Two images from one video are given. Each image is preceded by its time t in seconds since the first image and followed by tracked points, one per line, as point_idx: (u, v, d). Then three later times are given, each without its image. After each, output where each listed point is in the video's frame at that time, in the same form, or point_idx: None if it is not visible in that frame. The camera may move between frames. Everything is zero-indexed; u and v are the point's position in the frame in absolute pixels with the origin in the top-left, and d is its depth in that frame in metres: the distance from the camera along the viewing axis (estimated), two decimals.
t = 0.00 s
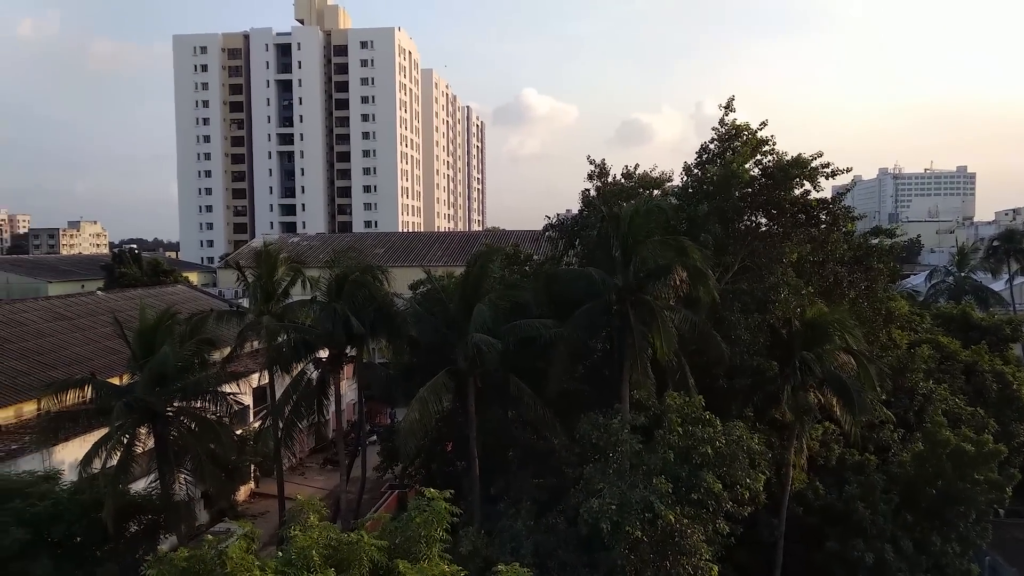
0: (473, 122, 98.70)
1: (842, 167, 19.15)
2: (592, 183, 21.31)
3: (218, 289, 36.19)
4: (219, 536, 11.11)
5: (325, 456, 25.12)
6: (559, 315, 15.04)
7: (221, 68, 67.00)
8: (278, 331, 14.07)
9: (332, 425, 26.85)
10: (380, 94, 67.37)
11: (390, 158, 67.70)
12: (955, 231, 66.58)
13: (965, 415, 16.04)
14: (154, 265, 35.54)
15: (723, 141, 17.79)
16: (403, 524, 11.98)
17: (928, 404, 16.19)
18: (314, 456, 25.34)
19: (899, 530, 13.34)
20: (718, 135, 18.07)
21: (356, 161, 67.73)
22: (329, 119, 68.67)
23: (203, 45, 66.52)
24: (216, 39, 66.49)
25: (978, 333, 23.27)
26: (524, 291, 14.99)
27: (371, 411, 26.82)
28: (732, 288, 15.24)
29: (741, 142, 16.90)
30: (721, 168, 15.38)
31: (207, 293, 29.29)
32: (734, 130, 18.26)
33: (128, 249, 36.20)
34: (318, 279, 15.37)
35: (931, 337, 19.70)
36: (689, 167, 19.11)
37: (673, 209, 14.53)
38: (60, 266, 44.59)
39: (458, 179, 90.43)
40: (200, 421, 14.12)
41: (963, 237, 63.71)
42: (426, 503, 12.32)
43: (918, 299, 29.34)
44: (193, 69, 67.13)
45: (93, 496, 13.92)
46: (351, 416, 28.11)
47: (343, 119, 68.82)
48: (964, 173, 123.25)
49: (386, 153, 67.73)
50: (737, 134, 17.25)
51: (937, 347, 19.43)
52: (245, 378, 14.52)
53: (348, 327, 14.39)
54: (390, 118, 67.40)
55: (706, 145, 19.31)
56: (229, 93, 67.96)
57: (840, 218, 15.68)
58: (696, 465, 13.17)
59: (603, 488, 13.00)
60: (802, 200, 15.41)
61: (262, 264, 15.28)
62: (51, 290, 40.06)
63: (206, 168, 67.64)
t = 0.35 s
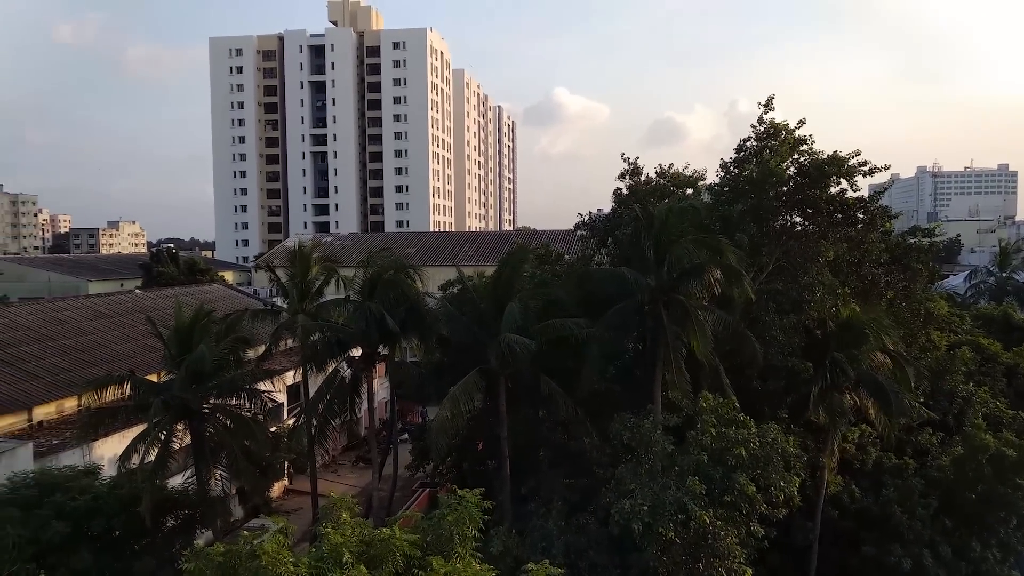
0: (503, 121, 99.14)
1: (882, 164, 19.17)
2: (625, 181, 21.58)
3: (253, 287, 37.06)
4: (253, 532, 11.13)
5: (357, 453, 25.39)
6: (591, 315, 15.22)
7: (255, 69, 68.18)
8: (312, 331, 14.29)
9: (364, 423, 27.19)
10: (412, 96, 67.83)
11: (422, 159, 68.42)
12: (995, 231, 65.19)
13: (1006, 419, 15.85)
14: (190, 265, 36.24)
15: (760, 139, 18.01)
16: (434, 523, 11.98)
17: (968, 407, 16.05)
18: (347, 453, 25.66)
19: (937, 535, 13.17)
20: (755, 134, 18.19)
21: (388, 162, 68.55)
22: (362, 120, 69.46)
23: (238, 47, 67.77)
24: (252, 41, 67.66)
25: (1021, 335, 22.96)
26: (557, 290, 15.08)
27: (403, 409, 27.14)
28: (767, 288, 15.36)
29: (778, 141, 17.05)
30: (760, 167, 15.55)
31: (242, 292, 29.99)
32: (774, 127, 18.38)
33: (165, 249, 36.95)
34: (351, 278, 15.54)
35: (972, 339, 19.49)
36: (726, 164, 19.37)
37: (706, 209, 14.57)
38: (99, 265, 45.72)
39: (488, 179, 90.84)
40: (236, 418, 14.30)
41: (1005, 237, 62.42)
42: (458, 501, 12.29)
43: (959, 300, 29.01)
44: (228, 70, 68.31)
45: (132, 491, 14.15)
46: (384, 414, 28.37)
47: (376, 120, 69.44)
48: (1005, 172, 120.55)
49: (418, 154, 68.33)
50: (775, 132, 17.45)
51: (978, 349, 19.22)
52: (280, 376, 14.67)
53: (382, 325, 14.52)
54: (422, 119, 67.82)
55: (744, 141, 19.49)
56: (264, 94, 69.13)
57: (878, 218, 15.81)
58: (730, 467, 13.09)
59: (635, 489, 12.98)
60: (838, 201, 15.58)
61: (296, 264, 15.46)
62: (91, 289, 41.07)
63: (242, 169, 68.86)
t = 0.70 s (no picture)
0: (535, 127, 99.76)
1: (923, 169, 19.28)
2: (661, 186, 21.95)
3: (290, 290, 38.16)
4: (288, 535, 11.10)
5: (391, 457, 25.68)
6: (624, 321, 15.25)
7: (293, 77, 69.74)
8: (349, 335, 14.48)
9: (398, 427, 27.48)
10: (446, 102, 68.44)
11: (457, 165, 68.87)
12: None
13: None
14: (228, 269, 36.95)
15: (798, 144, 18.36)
16: (469, 527, 11.98)
17: (1014, 416, 15.94)
18: (381, 457, 25.96)
19: (982, 547, 12.93)
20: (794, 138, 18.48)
21: (422, 168, 69.09)
22: (396, 126, 70.14)
23: (276, 55, 69.52)
24: (289, 50, 69.32)
25: None
26: (591, 296, 15.15)
27: (438, 413, 27.48)
28: (804, 292, 15.43)
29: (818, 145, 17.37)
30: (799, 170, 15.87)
31: (279, 296, 30.88)
32: (811, 132, 18.69)
33: (205, 253, 37.73)
34: (387, 284, 15.69)
35: (1018, 347, 19.27)
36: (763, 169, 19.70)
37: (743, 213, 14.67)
38: (140, 269, 46.92)
39: (520, 184, 91.34)
40: (273, 421, 14.48)
41: None
42: (491, 505, 12.22)
43: (1004, 308, 28.76)
44: (266, 79, 70.15)
45: (172, 492, 14.36)
46: (418, 417, 28.59)
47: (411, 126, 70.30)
48: None
49: (452, 160, 68.85)
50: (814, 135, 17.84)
51: None
52: (316, 380, 14.82)
53: (416, 330, 14.66)
54: (456, 125, 68.40)
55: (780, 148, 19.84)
56: (301, 101, 70.70)
57: (918, 222, 16.09)
58: (768, 475, 12.96)
59: (670, 496, 12.90)
60: (876, 205, 15.87)
61: (333, 269, 15.68)
62: (133, 294, 42.08)
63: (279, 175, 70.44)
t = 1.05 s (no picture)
0: (563, 127, 100.16)
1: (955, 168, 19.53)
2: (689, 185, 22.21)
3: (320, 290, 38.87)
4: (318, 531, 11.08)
5: (419, 456, 25.98)
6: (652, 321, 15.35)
7: (323, 79, 70.57)
8: (379, 334, 14.67)
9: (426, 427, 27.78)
10: (475, 103, 68.76)
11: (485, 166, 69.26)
12: None
13: None
14: (260, 269, 37.43)
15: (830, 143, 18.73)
16: (498, 526, 12.01)
17: None
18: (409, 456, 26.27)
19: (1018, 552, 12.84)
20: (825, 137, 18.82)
21: (451, 169, 69.74)
22: (425, 126, 70.82)
23: (307, 57, 70.42)
24: (319, 51, 70.19)
25: None
26: (620, 296, 15.23)
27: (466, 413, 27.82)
28: (836, 292, 15.57)
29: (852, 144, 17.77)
30: (830, 168, 16.20)
31: (309, 296, 31.51)
32: (843, 132, 19.02)
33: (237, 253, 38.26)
34: (416, 284, 15.81)
35: None
36: (793, 169, 20.00)
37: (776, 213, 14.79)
38: (174, 269, 47.71)
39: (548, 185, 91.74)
40: (304, 419, 14.67)
41: None
42: (520, 505, 12.20)
43: None
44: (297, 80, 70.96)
45: (205, 489, 14.56)
46: (446, 417, 28.81)
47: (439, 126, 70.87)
48: None
49: (480, 161, 69.29)
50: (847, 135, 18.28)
51: None
52: (346, 379, 14.99)
53: (445, 329, 14.79)
54: (485, 126, 68.81)
55: (810, 146, 20.13)
56: (331, 102, 71.50)
57: (952, 221, 16.60)
58: (798, 478, 12.88)
59: (699, 498, 12.84)
60: (909, 205, 16.25)
61: (363, 269, 15.84)
62: (167, 293, 42.72)
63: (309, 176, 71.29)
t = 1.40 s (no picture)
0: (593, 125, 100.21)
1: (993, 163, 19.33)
2: (720, 183, 22.12)
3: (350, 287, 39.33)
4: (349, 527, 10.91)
5: (449, 454, 26.08)
6: (684, 319, 15.43)
7: (352, 79, 71.13)
8: (409, 331, 14.72)
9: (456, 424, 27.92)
10: (503, 101, 68.80)
11: (514, 165, 69.22)
12: None
13: None
14: (291, 268, 37.76)
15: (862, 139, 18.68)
16: (527, 525, 11.90)
17: None
18: (438, 453, 26.39)
19: None
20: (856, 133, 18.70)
21: (480, 167, 69.95)
22: (453, 125, 71.11)
23: (337, 57, 71.05)
24: (349, 51, 70.73)
25: None
26: (651, 294, 15.18)
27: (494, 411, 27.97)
28: (871, 290, 15.64)
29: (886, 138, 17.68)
30: (865, 165, 16.18)
31: (339, 294, 31.83)
32: (875, 127, 18.95)
33: (268, 252, 38.67)
34: (444, 282, 15.82)
35: None
36: (825, 166, 19.88)
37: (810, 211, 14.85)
38: (209, 267, 48.36)
39: (576, 182, 91.73)
40: (334, 416, 14.76)
41: None
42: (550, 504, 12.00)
43: None
44: (327, 79, 71.60)
45: (237, 485, 14.71)
46: (474, 415, 28.89)
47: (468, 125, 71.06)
48: None
49: (509, 159, 69.32)
50: (880, 130, 18.30)
51: None
52: (376, 377, 15.07)
53: (474, 327, 14.82)
54: (514, 124, 68.80)
55: (843, 143, 19.98)
56: (360, 102, 72.11)
57: (993, 217, 16.70)
58: (831, 479, 12.68)
59: (730, 499, 12.71)
60: (946, 201, 16.27)
61: (391, 267, 15.90)
62: (200, 290, 43.24)
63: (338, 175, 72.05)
